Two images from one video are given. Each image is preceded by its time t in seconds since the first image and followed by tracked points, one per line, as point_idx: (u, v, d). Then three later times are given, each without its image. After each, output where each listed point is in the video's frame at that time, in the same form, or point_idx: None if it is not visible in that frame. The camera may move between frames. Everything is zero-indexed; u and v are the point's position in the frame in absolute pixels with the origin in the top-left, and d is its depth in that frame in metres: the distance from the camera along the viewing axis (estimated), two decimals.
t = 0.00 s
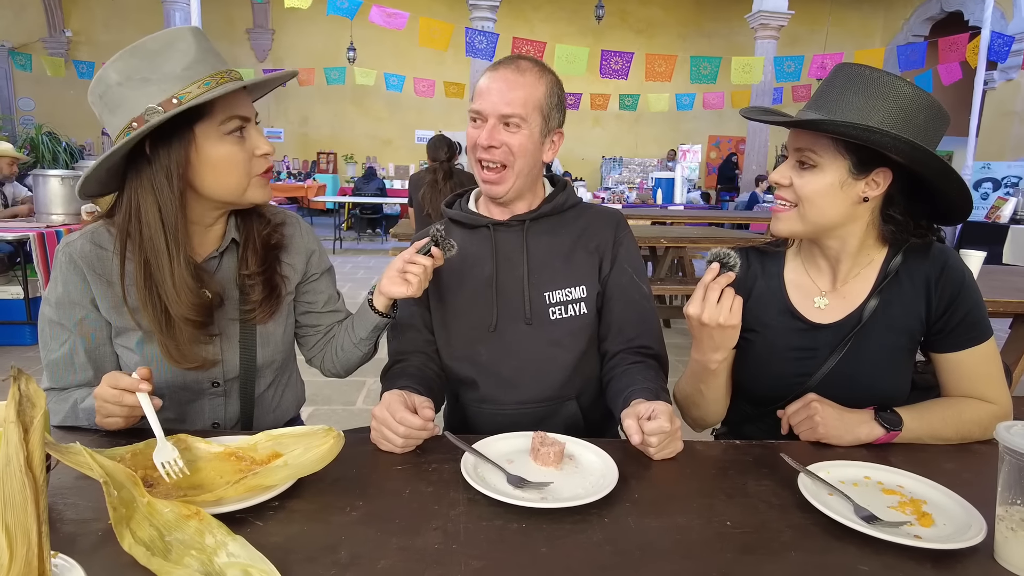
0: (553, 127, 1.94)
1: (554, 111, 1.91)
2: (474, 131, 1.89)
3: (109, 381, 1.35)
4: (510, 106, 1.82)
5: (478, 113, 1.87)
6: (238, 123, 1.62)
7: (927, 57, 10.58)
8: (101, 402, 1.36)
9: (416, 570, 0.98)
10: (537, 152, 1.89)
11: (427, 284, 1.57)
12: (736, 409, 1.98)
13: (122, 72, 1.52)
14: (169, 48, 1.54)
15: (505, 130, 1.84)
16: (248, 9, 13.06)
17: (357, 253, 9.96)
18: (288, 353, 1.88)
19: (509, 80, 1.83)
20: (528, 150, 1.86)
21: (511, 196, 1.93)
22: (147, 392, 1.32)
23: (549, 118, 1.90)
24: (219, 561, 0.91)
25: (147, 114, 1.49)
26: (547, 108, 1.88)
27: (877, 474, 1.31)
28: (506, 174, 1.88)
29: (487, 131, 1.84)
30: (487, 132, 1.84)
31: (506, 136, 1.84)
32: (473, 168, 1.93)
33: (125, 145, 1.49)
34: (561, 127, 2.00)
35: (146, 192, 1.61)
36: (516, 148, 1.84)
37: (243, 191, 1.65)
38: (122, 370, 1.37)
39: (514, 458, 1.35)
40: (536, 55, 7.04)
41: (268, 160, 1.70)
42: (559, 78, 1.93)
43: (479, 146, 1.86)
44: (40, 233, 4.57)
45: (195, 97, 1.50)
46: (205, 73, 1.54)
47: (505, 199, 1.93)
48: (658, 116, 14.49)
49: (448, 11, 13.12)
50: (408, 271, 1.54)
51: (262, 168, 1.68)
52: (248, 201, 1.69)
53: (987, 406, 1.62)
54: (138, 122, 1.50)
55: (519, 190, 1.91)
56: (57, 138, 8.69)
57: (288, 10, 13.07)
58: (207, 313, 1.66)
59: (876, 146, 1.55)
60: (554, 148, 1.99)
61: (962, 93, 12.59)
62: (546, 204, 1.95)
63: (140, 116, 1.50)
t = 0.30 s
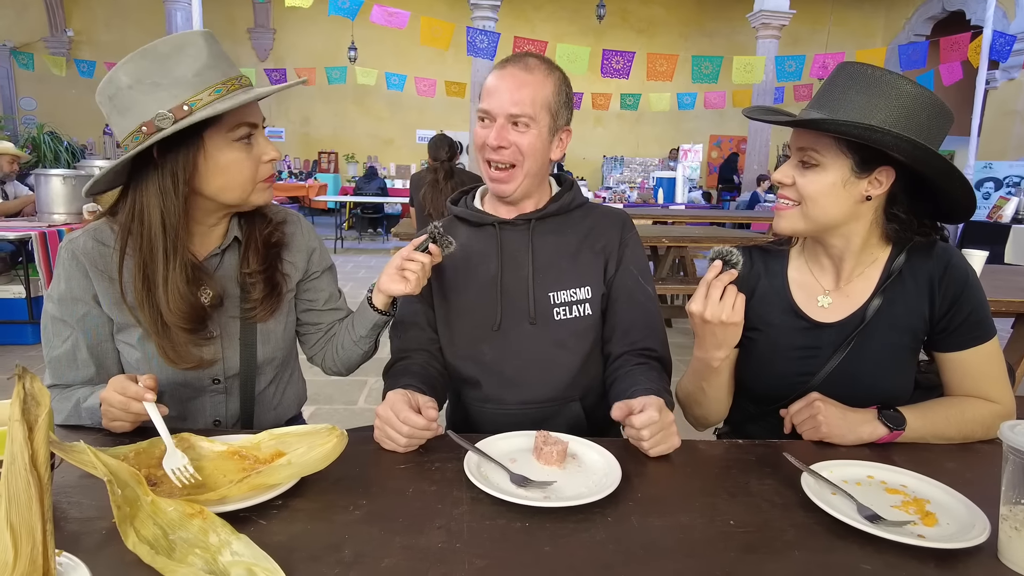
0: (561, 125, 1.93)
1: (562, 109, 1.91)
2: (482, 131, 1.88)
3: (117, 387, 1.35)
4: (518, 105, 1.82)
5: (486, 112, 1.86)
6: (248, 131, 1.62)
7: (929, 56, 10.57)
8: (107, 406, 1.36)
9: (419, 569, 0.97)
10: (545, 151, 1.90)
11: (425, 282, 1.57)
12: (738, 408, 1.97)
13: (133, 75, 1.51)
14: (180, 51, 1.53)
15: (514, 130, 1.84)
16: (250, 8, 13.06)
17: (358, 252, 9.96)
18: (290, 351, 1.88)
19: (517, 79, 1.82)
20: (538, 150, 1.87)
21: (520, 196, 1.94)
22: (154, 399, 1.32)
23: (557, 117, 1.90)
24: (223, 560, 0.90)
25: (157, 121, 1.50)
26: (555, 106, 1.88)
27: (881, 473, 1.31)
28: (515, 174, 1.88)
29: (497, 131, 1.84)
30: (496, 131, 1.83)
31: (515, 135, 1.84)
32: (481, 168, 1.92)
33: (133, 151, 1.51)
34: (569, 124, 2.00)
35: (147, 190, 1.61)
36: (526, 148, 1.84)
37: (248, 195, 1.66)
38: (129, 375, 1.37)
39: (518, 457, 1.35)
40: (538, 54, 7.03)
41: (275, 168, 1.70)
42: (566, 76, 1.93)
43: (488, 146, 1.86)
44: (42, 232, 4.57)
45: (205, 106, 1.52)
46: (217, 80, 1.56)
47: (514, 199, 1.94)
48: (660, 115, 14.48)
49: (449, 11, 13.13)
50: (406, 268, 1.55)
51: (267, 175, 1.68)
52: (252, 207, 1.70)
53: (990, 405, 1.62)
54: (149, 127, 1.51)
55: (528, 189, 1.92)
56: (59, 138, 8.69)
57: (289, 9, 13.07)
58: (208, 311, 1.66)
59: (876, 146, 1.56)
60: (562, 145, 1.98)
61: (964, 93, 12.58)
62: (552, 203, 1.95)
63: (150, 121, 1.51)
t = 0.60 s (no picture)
0: (567, 131, 1.93)
1: (569, 116, 1.91)
2: (487, 135, 1.87)
3: (117, 387, 1.34)
4: (525, 113, 1.80)
5: (491, 117, 1.85)
6: (235, 107, 1.61)
7: (931, 56, 10.55)
8: (108, 407, 1.36)
9: (420, 569, 0.97)
10: (548, 158, 1.89)
11: (433, 282, 1.56)
12: (740, 407, 1.97)
13: (118, 74, 1.53)
14: (159, 45, 1.53)
15: (519, 137, 1.83)
16: (251, 8, 13.06)
17: (359, 252, 9.97)
18: (296, 350, 1.88)
19: (525, 85, 1.81)
20: (542, 157, 1.86)
21: (523, 199, 1.94)
22: (154, 400, 1.32)
23: (563, 124, 1.89)
24: (224, 559, 0.90)
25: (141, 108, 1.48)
26: (561, 113, 1.87)
27: (882, 472, 1.31)
28: (517, 180, 1.88)
29: (501, 137, 1.83)
30: (501, 138, 1.82)
31: (520, 143, 1.83)
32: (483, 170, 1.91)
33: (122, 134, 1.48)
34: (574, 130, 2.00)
35: (153, 186, 1.60)
36: (530, 155, 1.84)
37: (251, 185, 1.65)
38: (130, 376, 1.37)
39: (518, 456, 1.35)
40: (539, 53, 7.02)
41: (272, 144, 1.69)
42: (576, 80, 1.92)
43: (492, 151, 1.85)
44: (43, 231, 4.57)
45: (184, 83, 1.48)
46: (196, 61, 1.54)
47: (517, 201, 1.94)
48: (661, 115, 14.48)
49: (451, 10, 13.13)
50: (415, 269, 1.54)
51: (266, 153, 1.67)
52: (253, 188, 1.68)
53: (992, 405, 1.61)
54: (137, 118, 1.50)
55: (531, 193, 1.92)
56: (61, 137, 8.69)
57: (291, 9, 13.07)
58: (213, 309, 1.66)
59: (883, 142, 1.55)
60: (567, 150, 1.98)
61: (966, 92, 12.55)
62: (557, 202, 1.95)
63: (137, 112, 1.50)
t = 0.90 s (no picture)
0: (573, 130, 1.94)
1: (576, 115, 1.92)
2: (495, 131, 1.87)
3: (113, 385, 1.35)
4: (535, 110, 1.81)
5: (499, 113, 1.85)
6: (247, 122, 1.62)
7: (932, 56, 10.54)
8: (105, 406, 1.36)
9: (420, 569, 0.97)
10: (555, 156, 1.90)
11: (430, 283, 1.56)
12: (741, 408, 1.97)
13: (134, 72, 1.52)
14: (178, 47, 1.54)
15: (528, 134, 1.83)
16: (252, 7, 13.07)
17: (360, 251, 9.98)
18: (293, 349, 1.88)
19: (535, 82, 1.81)
20: (549, 154, 1.87)
21: (528, 198, 1.94)
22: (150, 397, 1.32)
23: (570, 122, 1.90)
24: (225, 558, 0.91)
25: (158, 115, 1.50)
26: (570, 111, 1.88)
27: (882, 472, 1.31)
28: (524, 176, 1.88)
29: (510, 133, 1.83)
30: (509, 134, 1.82)
31: (528, 139, 1.83)
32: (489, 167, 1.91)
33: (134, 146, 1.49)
34: (580, 129, 2.01)
35: (150, 186, 1.61)
36: (537, 152, 1.84)
37: (250, 188, 1.66)
38: (126, 374, 1.37)
39: (519, 456, 1.35)
40: (540, 53, 7.01)
41: (276, 162, 1.70)
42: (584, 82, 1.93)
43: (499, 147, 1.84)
44: (45, 230, 4.58)
45: (203, 97, 1.50)
46: (214, 72, 1.55)
47: (521, 200, 1.94)
48: (662, 114, 14.49)
49: (451, 10, 13.13)
50: (412, 269, 1.54)
51: (270, 167, 1.68)
52: (255, 197, 1.70)
53: (992, 404, 1.61)
54: (149, 122, 1.51)
55: (536, 192, 1.93)
56: (63, 137, 8.69)
57: (292, 8, 13.08)
58: (211, 308, 1.66)
59: (886, 148, 1.55)
60: (573, 150, 2.00)
61: (967, 92, 12.54)
62: (560, 202, 1.95)
63: (150, 117, 1.51)
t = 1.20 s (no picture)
0: (577, 127, 1.95)
1: (582, 112, 1.93)
2: (504, 125, 1.86)
3: (113, 382, 1.35)
4: (546, 101, 1.82)
5: (509, 106, 1.85)
6: (244, 118, 1.62)
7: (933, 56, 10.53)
8: (105, 403, 1.37)
9: (421, 570, 0.97)
10: (563, 149, 1.90)
11: (434, 281, 1.57)
12: (742, 409, 1.97)
13: (129, 73, 1.53)
14: (172, 47, 1.54)
15: (539, 126, 1.83)
16: (253, 7, 13.07)
17: (361, 251, 9.98)
18: (296, 350, 1.88)
19: (544, 75, 1.82)
20: (558, 146, 1.87)
21: (533, 192, 1.93)
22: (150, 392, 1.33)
23: (576, 118, 1.91)
24: (226, 559, 0.91)
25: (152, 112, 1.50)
26: (577, 107, 1.89)
27: (883, 474, 1.31)
28: (533, 170, 1.87)
29: (521, 125, 1.82)
30: (521, 125, 1.82)
31: (539, 131, 1.83)
32: (497, 161, 1.90)
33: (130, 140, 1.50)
34: (581, 129, 2.02)
35: (153, 188, 1.61)
36: (546, 145, 1.84)
37: (253, 191, 1.66)
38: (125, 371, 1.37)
39: (520, 457, 1.35)
40: (541, 52, 7.01)
41: (277, 157, 1.70)
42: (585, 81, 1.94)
43: (510, 139, 1.84)
44: (45, 230, 4.59)
45: (199, 92, 1.50)
46: (209, 69, 1.54)
47: (528, 193, 1.93)
48: (663, 114, 14.49)
49: (452, 10, 13.13)
50: (416, 268, 1.55)
51: (271, 166, 1.68)
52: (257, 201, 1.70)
53: (993, 406, 1.61)
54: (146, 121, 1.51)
55: (542, 186, 1.91)
56: (64, 137, 8.70)
57: (293, 8, 13.09)
58: (214, 310, 1.66)
59: (898, 146, 1.55)
60: (575, 148, 2.00)
61: (969, 92, 12.51)
62: (562, 204, 1.95)
63: (147, 115, 1.51)
